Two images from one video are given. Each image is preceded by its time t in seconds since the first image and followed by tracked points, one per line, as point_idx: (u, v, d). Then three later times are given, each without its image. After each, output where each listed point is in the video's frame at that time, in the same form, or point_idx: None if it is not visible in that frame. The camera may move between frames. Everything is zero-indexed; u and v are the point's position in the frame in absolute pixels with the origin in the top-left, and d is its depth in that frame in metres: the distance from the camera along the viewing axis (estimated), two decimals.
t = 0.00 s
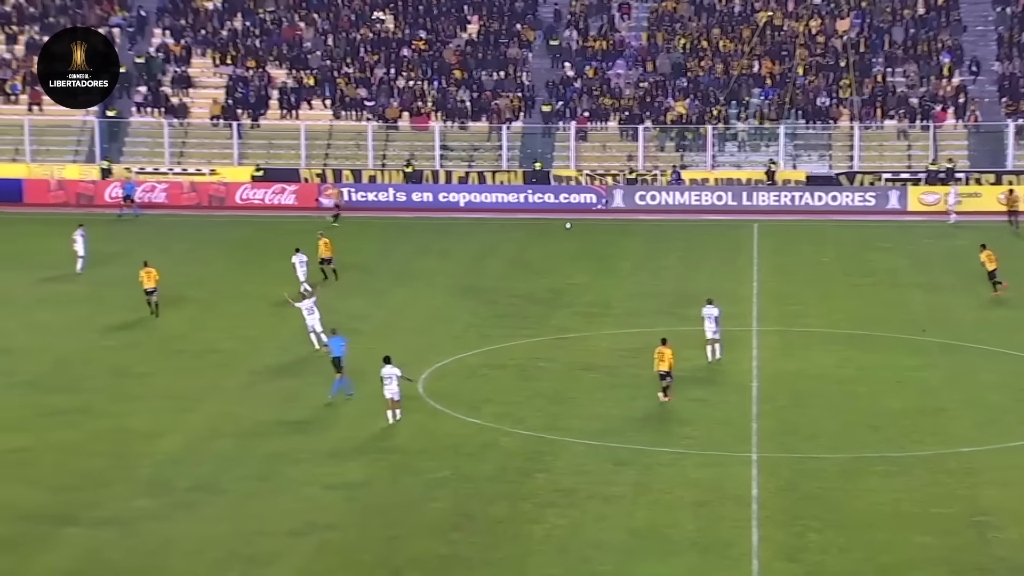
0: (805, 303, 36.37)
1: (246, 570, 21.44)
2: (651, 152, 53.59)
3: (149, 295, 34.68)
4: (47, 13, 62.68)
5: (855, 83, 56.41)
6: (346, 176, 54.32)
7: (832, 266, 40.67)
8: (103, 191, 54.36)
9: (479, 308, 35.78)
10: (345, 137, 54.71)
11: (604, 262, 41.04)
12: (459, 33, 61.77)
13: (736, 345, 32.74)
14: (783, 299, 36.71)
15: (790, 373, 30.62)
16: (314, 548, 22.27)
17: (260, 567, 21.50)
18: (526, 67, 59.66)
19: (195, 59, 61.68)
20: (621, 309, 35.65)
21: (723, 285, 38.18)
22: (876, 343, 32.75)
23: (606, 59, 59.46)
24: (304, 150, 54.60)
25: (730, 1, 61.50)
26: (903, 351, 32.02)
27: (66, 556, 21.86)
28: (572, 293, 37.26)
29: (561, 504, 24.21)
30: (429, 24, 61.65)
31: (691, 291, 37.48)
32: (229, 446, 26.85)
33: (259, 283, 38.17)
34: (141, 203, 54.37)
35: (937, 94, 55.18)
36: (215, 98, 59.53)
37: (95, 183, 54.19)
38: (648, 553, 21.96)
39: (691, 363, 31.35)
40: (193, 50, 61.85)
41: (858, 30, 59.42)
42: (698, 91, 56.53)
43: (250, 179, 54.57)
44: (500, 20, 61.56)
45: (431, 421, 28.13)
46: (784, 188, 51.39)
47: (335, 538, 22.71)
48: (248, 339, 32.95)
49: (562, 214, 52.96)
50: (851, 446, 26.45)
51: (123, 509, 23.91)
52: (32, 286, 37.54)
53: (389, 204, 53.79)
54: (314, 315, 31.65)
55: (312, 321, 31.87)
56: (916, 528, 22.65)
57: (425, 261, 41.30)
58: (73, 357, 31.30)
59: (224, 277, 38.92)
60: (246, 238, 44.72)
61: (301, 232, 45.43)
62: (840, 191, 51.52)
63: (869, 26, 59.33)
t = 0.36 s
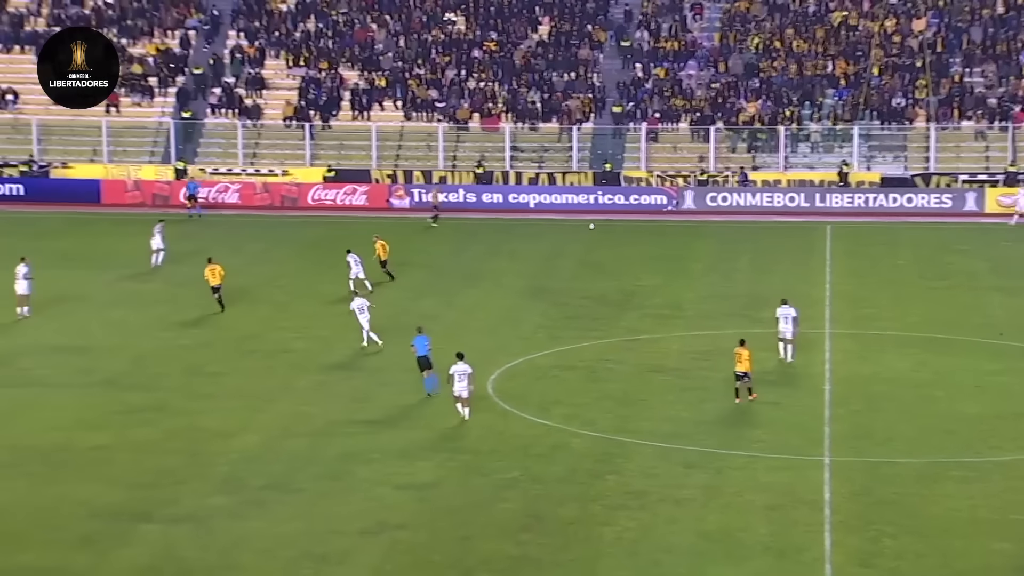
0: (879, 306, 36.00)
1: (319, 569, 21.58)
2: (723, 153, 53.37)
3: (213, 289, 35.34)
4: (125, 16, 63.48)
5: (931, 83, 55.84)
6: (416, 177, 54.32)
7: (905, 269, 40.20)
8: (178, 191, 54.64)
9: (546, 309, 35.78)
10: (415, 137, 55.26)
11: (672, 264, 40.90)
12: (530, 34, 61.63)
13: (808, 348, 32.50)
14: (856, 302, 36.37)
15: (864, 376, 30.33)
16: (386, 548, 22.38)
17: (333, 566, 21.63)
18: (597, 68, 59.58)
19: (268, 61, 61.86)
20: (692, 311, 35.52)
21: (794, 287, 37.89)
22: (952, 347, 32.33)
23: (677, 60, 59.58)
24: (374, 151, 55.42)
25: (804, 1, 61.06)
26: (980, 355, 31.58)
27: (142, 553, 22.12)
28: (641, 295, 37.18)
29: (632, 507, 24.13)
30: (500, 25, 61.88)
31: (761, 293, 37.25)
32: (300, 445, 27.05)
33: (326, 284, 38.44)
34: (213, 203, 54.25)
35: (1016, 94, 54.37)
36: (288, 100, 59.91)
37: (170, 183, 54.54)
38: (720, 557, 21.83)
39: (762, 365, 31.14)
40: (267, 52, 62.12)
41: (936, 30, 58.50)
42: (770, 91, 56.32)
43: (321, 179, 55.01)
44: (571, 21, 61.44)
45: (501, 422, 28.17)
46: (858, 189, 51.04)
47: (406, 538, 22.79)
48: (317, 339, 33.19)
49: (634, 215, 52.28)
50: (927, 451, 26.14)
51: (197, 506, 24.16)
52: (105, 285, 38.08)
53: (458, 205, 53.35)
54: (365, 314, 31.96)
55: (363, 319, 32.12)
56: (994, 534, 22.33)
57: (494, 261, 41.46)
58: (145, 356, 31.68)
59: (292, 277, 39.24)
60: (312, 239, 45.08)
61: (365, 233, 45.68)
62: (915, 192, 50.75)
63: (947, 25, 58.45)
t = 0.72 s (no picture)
0: (930, 311, 35.69)
1: (366, 570, 21.64)
2: (772, 156, 52.97)
3: (247, 288, 35.87)
4: (177, 21, 64.13)
5: (986, 86, 55.18)
6: (464, 180, 54.91)
7: (956, 274, 39.82)
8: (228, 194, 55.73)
9: (591, 313, 35.75)
10: (464, 141, 55.30)
11: (718, 268, 40.76)
12: (579, 38, 61.82)
13: (858, 352, 32.26)
14: (907, 306, 36.07)
15: (915, 382, 30.08)
16: (432, 551, 22.40)
17: (379, 568, 21.69)
18: (646, 72, 59.52)
19: (318, 65, 62.28)
20: (740, 315, 35.38)
21: (843, 292, 37.63)
22: (1005, 352, 31.98)
23: (727, 63, 59.23)
24: (423, 155, 55.42)
25: (857, 3, 60.78)
26: None
27: (190, 553, 22.27)
28: (688, 299, 37.09)
29: (679, 511, 24.04)
30: (550, 28, 61.90)
31: (810, 297, 37.04)
32: (347, 447, 27.16)
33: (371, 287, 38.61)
34: (264, 207, 55.47)
35: None
36: (337, 103, 60.06)
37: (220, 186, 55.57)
38: (768, 563, 21.71)
39: (812, 370, 30.95)
40: (317, 56, 62.52)
41: (989, 32, 58.07)
42: (821, 95, 56.15)
43: (369, 182, 55.52)
44: (621, 24, 61.30)
45: (548, 425, 28.16)
46: (909, 194, 51.34)
47: (452, 541, 22.82)
48: (364, 342, 33.33)
49: (682, 218, 53.06)
50: (979, 457, 25.88)
51: (245, 508, 24.30)
52: (154, 287, 38.46)
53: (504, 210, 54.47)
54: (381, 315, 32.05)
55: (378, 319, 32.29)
56: None
57: (541, 265, 41.56)
58: (193, 358, 31.93)
59: (336, 280, 39.45)
60: (355, 242, 45.31)
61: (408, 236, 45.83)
62: (968, 197, 50.97)
63: (1001, 28, 57.93)
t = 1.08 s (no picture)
0: (962, 315, 35.50)
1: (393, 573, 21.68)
2: (803, 160, 53.12)
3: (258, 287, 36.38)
4: (208, 24, 64.43)
5: (1019, 89, 54.84)
6: (493, 182, 54.77)
7: (988, 278, 39.62)
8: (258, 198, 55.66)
9: (618, 316, 35.73)
10: (493, 144, 55.29)
11: (746, 271, 40.70)
12: (609, 41, 61.77)
13: (889, 357, 32.14)
14: (939, 311, 35.90)
15: (947, 387, 29.93)
16: (460, 554, 22.42)
17: (407, 571, 21.73)
18: (676, 75, 59.38)
19: (348, 68, 62.63)
20: (769, 319, 35.27)
21: (874, 296, 37.49)
22: None
23: (757, 67, 58.96)
24: (452, 158, 55.64)
25: (888, 6, 60.76)
26: None
27: (219, 555, 22.37)
28: (716, 302, 37.03)
29: (708, 515, 23.99)
30: (579, 32, 61.76)
31: (840, 301, 36.94)
32: (376, 449, 27.22)
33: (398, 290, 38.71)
34: (293, 210, 55.59)
35: None
36: (367, 107, 60.75)
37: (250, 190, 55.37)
38: (797, 567, 21.64)
39: (842, 375, 30.85)
40: (347, 60, 62.76)
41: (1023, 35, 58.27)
42: (852, 98, 55.98)
43: (399, 187, 55.69)
44: (650, 28, 61.30)
45: (576, 428, 28.15)
46: (941, 197, 51.52)
47: (480, 544, 22.83)
48: (393, 345, 33.42)
49: (712, 222, 53.25)
50: (1012, 463, 25.72)
51: (274, 510, 24.39)
52: (182, 289, 38.67)
53: (535, 214, 54.38)
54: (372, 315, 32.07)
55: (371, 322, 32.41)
56: None
57: (568, 268, 41.59)
58: (222, 360, 32.09)
59: (363, 283, 39.55)
60: (381, 245, 45.44)
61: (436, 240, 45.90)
62: (1001, 201, 50.95)
63: None
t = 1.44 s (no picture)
0: (1009, 318, 35.18)
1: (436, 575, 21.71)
2: (847, 162, 52.75)
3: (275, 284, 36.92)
4: (252, 27, 64.79)
5: None
6: (535, 185, 55.09)
7: None
8: (301, 200, 55.91)
9: (659, 319, 35.68)
10: (536, 146, 55.18)
11: (789, 274, 40.54)
12: (651, 43, 61.67)
13: (934, 361, 31.93)
14: (985, 314, 35.60)
15: (994, 391, 29.69)
16: (503, 556, 22.44)
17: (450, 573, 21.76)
18: (719, 77, 59.13)
19: (391, 70, 62.59)
20: (812, 321, 35.11)
21: (918, 300, 37.25)
22: None
23: (801, 68, 58.98)
24: (494, 160, 55.61)
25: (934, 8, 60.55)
26: None
27: (263, 555, 22.47)
28: (758, 304, 36.92)
29: (751, 519, 23.90)
30: (621, 34, 61.61)
31: (884, 305, 36.72)
32: (418, 451, 27.28)
33: (439, 292, 38.80)
34: (335, 212, 55.71)
35: None
36: (409, 109, 60.47)
37: (293, 192, 55.71)
38: (842, 572, 21.53)
39: (887, 378, 30.66)
40: (389, 62, 62.92)
41: None
42: (897, 99, 55.70)
43: (441, 188, 55.87)
44: (693, 29, 61.35)
45: (618, 430, 28.13)
46: (987, 201, 51.13)
47: (522, 546, 22.82)
48: (435, 346, 33.49)
49: (756, 224, 53.17)
50: None
51: (317, 510, 24.48)
52: (227, 290, 38.92)
53: (576, 216, 54.61)
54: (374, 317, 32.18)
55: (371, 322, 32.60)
56: None
57: (610, 270, 41.58)
58: (264, 361, 32.25)
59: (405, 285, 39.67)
60: (421, 247, 45.57)
61: (476, 243, 45.99)
62: None
63: None
